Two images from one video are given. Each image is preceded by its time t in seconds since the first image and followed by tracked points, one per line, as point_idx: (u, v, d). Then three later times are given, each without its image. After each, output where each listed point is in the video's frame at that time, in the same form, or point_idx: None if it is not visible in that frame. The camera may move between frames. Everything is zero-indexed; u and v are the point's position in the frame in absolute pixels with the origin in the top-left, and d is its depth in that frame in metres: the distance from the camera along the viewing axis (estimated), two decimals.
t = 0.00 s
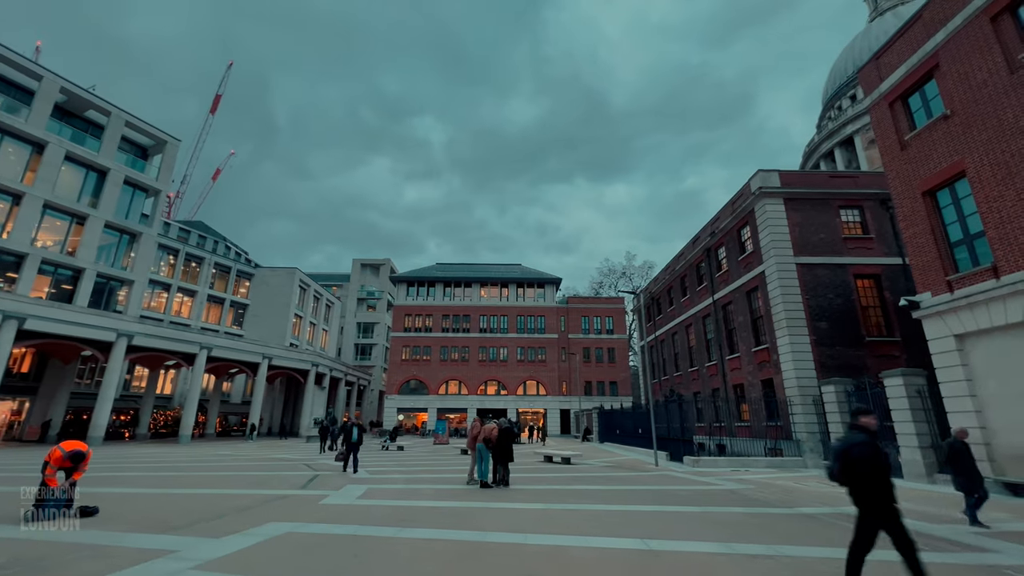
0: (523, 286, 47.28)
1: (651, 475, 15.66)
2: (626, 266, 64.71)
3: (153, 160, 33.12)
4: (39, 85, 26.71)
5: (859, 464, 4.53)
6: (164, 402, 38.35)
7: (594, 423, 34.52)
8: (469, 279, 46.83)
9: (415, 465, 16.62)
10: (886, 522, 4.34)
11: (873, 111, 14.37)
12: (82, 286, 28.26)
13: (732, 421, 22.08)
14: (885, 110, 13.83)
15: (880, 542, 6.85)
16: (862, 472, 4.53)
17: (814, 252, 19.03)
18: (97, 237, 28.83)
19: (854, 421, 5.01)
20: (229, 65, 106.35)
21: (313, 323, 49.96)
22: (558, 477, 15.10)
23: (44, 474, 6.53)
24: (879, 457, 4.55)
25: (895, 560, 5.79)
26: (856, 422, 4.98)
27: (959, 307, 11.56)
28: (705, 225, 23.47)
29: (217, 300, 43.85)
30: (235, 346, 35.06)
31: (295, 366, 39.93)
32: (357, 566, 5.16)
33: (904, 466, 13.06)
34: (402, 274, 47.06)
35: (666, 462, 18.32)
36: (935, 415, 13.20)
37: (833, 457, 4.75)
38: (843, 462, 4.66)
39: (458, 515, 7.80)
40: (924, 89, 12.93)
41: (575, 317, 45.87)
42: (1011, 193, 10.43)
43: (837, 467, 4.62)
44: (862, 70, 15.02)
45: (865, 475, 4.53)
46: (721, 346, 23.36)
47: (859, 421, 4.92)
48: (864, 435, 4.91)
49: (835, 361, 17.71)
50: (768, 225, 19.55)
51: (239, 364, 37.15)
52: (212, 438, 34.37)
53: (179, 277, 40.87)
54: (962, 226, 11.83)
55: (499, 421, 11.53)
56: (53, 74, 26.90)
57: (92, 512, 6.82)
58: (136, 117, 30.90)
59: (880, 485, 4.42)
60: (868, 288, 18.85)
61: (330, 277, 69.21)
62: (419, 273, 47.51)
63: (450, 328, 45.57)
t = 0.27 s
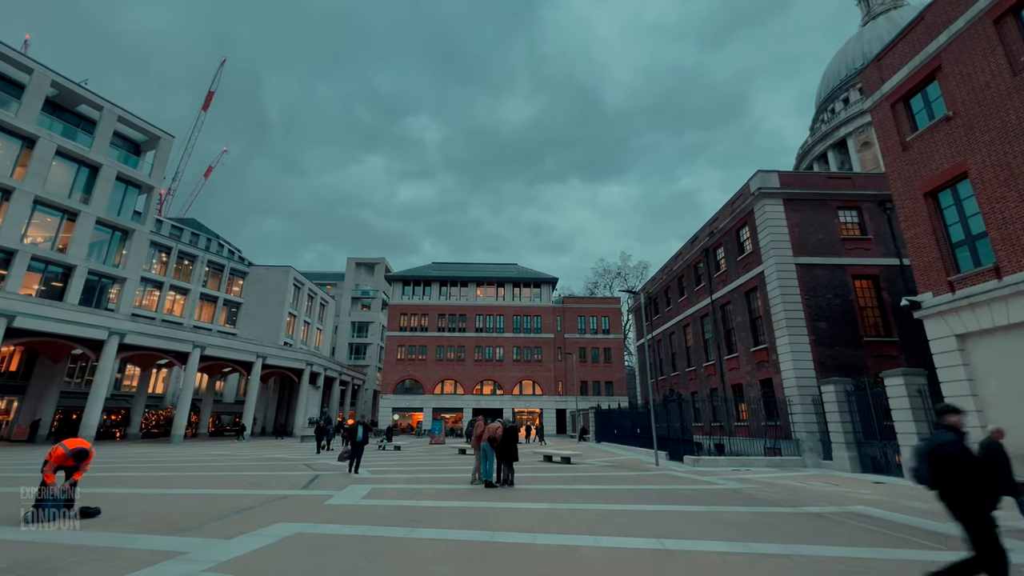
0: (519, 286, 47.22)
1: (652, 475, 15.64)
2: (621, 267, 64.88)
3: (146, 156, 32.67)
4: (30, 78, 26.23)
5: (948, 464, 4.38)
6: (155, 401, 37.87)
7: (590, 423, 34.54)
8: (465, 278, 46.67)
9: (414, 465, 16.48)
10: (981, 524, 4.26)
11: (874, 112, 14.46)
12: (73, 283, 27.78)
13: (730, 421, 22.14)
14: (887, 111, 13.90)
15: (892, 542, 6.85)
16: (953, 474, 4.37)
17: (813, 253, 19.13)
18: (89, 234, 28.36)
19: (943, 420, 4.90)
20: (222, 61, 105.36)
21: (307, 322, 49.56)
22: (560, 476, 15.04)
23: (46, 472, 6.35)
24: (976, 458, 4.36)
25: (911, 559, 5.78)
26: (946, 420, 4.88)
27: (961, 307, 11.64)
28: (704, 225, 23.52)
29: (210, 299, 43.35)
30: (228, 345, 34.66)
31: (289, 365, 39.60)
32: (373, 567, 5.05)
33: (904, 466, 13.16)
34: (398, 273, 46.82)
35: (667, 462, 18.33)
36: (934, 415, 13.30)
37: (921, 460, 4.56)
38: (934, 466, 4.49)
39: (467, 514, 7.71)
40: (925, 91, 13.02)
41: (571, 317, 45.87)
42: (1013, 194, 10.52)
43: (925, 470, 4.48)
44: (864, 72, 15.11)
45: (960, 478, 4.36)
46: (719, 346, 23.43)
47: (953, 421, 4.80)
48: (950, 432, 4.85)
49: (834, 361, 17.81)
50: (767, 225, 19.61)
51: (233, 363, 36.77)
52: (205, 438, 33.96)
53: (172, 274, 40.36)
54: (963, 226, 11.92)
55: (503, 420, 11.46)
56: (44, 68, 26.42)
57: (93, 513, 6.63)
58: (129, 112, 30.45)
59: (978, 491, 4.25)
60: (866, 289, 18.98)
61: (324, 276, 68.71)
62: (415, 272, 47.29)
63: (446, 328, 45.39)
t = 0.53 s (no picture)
0: (517, 286, 47.13)
1: (656, 475, 15.59)
2: (618, 267, 64.97)
3: (142, 153, 32.31)
4: (24, 74, 25.85)
5: None
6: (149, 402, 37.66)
7: (589, 424, 34.49)
8: (463, 278, 46.52)
9: (416, 466, 16.35)
10: None
11: (879, 113, 14.50)
12: (67, 282, 27.37)
13: (730, 421, 22.14)
14: (893, 112, 13.94)
15: (910, 543, 6.81)
16: None
17: (815, 254, 19.17)
18: (84, 232, 27.97)
19: None
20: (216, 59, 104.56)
21: (303, 321, 49.22)
22: (565, 477, 14.96)
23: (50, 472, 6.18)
24: None
25: (933, 561, 5.73)
26: None
27: (967, 308, 11.66)
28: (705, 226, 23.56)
29: (205, 298, 42.93)
30: (224, 345, 34.34)
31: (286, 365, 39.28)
32: (393, 571, 4.94)
33: (909, 466, 13.19)
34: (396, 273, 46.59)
35: (669, 462, 18.30)
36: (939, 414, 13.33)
37: None
38: None
39: (479, 516, 7.60)
40: (931, 91, 13.06)
41: (569, 317, 45.82)
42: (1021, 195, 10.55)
43: None
44: (868, 73, 15.15)
45: None
46: (720, 346, 23.43)
47: None
48: None
49: (836, 362, 17.84)
50: (770, 226, 19.62)
51: (229, 363, 36.42)
52: (201, 439, 33.60)
53: (167, 273, 39.95)
54: (970, 227, 11.95)
55: (510, 421, 11.38)
56: (38, 63, 26.06)
57: (99, 516, 6.46)
58: (124, 109, 30.09)
59: None
60: (867, 290, 19.04)
61: (320, 275, 68.29)
62: (413, 272, 47.09)
63: (443, 328, 45.21)
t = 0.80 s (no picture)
0: (516, 286, 47.03)
1: (662, 476, 15.55)
2: (616, 268, 64.97)
3: (139, 151, 32.02)
4: (21, 70, 25.55)
5: None
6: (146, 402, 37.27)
7: (589, 423, 34.45)
8: (462, 278, 46.39)
9: (420, 467, 16.25)
10: None
11: (885, 113, 14.53)
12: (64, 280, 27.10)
13: (732, 421, 22.13)
14: (899, 112, 13.97)
15: (926, 544, 6.80)
16: None
17: (818, 254, 19.20)
18: (81, 230, 27.69)
19: None
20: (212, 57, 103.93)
21: (301, 321, 48.97)
22: (570, 477, 14.89)
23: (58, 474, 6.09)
24: None
25: (953, 561, 5.71)
26: None
27: (974, 308, 11.68)
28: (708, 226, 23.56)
29: (203, 297, 42.64)
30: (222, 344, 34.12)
31: (284, 364, 39.07)
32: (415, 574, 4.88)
33: (914, 466, 13.22)
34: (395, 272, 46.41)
35: (673, 463, 18.26)
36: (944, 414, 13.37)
37: None
38: None
39: (495, 518, 7.51)
40: (938, 92, 13.09)
41: (569, 317, 45.76)
42: None
43: None
44: (874, 74, 15.18)
45: None
46: (722, 347, 23.43)
47: None
48: None
49: (840, 362, 17.89)
50: (773, 226, 19.62)
51: (227, 363, 36.18)
52: (198, 439, 33.36)
53: (164, 272, 39.64)
54: (977, 228, 11.98)
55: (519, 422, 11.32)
56: (35, 60, 25.75)
57: (110, 518, 6.32)
58: (122, 106, 29.80)
59: None
60: (870, 290, 19.09)
61: (317, 275, 67.96)
62: (412, 272, 46.92)
63: (442, 328, 45.07)
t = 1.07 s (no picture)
0: (516, 286, 46.98)
1: (667, 475, 15.54)
2: (614, 267, 65.04)
3: (138, 149, 31.78)
4: (19, 66, 25.29)
5: None
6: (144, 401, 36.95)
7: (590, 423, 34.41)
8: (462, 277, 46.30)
9: (424, 467, 16.18)
10: None
11: (891, 114, 14.58)
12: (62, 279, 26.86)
13: (735, 421, 22.14)
14: (905, 113, 14.03)
15: (944, 543, 6.80)
16: None
17: (821, 254, 19.25)
18: (79, 228, 27.44)
19: None
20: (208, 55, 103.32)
21: (299, 320, 48.75)
22: (576, 477, 14.86)
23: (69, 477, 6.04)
24: None
25: (974, 561, 5.70)
26: None
27: (982, 308, 11.71)
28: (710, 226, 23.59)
29: (201, 296, 42.38)
30: (221, 343, 33.93)
31: (283, 364, 38.89)
32: None
33: (920, 466, 13.27)
34: (394, 271, 46.28)
35: (678, 463, 18.24)
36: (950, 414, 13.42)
37: None
38: None
39: (510, 518, 7.47)
40: (945, 93, 13.15)
41: (568, 317, 45.74)
42: None
43: None
44: (880, 74, 15.24)
45: None
46: (724, 347, 23.45)
47: None
48: None
49: (843, 362, 17.93)
50: (777, 225, 19.64)
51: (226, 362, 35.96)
52: (197, 439, 33.11)
53: (162, 271, 39.37)
54: (984, 228, 12.03)
55: (528, 421, 11.32)
56: (33, 56, 25.50)
57: (125, 519, 6.26)
58: (121, 103, 29.56)
59: None
60: (873, 290, 19.15)
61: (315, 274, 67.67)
62: (411, 271, 46.79)
63: (442, 327, 44.96)
